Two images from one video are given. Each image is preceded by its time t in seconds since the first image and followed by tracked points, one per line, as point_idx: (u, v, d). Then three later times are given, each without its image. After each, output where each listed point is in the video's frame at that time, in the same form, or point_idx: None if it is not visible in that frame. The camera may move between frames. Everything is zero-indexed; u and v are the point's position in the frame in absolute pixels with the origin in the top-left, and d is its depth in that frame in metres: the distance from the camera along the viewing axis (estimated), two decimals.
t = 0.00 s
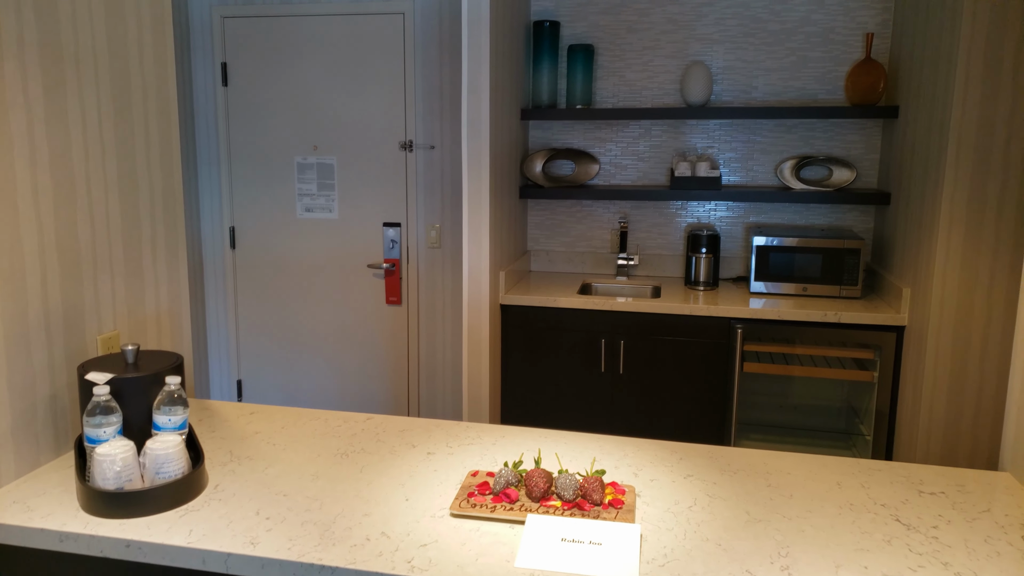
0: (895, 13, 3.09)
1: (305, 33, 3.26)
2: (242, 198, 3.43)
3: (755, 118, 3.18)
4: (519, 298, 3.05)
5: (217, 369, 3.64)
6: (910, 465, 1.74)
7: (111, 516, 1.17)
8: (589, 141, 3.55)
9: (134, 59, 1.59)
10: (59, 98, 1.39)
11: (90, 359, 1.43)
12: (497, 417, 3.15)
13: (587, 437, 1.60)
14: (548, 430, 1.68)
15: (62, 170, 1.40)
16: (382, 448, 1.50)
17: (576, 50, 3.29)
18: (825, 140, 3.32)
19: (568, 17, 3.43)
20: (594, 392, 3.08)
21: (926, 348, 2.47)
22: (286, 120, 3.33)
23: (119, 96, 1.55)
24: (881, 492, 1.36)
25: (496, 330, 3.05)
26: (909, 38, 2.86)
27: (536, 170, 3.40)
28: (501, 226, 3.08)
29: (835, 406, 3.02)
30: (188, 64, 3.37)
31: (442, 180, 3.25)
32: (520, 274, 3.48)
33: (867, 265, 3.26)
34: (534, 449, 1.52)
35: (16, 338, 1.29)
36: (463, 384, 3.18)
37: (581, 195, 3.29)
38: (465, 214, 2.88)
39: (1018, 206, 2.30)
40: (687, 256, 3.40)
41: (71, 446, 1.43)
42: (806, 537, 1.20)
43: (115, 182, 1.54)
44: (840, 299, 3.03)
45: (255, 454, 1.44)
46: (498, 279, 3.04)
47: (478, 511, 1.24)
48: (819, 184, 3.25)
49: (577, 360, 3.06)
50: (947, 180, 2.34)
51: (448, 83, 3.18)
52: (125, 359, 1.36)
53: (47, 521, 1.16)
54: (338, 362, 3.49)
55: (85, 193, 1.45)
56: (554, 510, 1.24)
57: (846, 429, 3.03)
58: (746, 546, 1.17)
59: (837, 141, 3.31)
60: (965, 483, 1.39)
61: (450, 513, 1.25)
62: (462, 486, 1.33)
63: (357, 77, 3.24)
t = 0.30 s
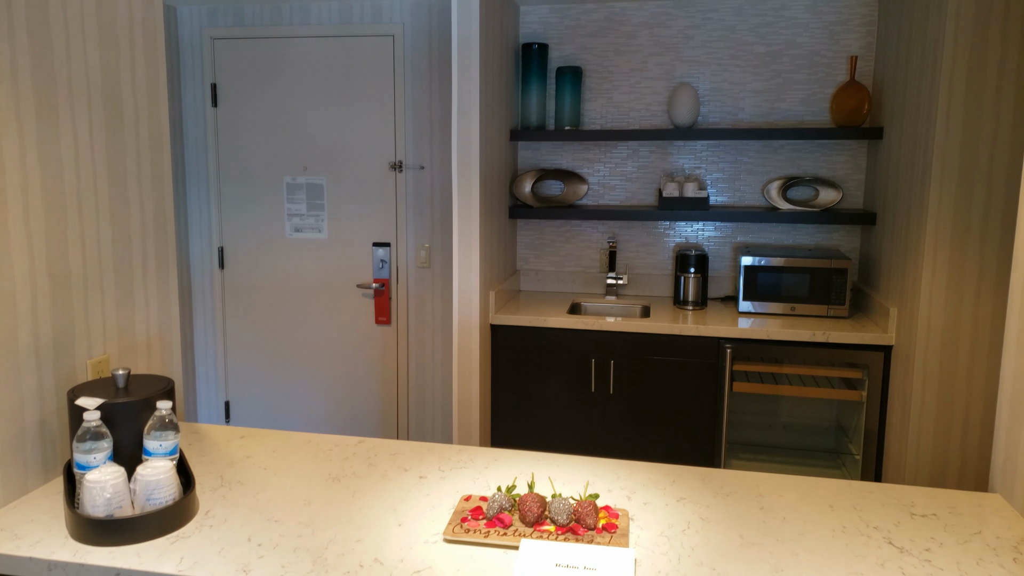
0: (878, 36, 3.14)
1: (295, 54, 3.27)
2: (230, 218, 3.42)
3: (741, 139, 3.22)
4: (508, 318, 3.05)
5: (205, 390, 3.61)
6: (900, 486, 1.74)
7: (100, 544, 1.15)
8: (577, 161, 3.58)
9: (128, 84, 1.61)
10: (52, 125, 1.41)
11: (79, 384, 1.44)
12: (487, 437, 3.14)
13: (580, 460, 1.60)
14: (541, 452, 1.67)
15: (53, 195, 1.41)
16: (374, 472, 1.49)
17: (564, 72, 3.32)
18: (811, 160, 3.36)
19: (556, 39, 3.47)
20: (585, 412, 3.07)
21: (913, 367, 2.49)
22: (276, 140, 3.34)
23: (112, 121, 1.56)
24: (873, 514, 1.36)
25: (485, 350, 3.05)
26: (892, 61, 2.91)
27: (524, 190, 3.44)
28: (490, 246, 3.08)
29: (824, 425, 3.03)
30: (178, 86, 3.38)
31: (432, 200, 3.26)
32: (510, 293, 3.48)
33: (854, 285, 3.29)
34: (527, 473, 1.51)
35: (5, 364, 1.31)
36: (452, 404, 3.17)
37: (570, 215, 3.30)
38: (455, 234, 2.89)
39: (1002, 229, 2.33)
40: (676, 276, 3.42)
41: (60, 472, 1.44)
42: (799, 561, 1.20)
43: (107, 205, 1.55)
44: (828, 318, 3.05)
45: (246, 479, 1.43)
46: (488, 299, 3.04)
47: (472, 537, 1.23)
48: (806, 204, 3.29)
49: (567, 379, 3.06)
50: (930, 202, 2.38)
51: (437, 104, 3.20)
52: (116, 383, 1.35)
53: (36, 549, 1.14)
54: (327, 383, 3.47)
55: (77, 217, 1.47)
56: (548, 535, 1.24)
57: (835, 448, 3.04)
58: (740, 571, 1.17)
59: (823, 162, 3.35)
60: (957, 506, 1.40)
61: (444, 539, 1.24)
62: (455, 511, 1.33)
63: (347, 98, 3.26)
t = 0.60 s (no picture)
0: (866, 58, 3.19)
1: (287, 75, 3.29)
2: (222, 238, 3.42)
3: (731, 160, 3.25)
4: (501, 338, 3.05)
5: (194, 411, 3.58)
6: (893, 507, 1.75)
7: (91, 572, 1.14)
8: (569, 182, 3.60)
9: (121, 106, 1.61)
10: (46, 148, 1.41)
11: (71, 409, 1.44)
12: (480, 458, 3.13)
13: (575, 483, 1.59)
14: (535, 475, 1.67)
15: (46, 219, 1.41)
16: (367, 497, 1.48)
17: (556, 94, 3.35)
18: (801, 181, 3.39)
19: (548, 61, 3.51)
20: (577, 433, 3.07)
21: (904, 387, 2.51)
22: (268, 161, 3.34)
23: (105, 144, 1.57)
24: (868, 537, 1.36)
25: (478, 371, 3.04)
26: (879, 84, 2.96)
27: (516, 211, 3.48)
28: (482, 266, 3.09)
29: (816, 445, 3.04)
30: (171, 107, 3.38)
31: (424, 220, 3.26)
32: (502, 313, 3.48)
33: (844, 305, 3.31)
34: (522, 497, 1.50)
35: None
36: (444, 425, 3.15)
37: (561, 235, 3.32)
38: (447, 255, 2.89)
39: (990, 250, 2.36)
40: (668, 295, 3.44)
41: (50, 498, 1.43)
42: None
43: (100, 228, 1.55)
44: (819, 338, 3.07)
45: (238, 504, 1.42)
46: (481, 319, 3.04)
47: (467, 562, 1.22)
48: (796, 225, 3.32)
49: (560, 400, 3.06)
50: (918, 224, 2.41)
51: (429, 125, 3.21)
52: (108, 408, 1.35)
53: None
54: (318, 404, 3.45)
55: (70, 240, 1.47)
56: (543, 560, 1.23)
57: (827, 467, 3.04)
58: None
59: (812, 182, 3.38)
60: (951, 528, 1.40)
61: (438, 565, 1.23)
62: (450, 535, 1.32)
63: (339, 119, 3.27)
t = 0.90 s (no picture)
0: (858, 76, 3.22)
1: (282, 92, 3.30)
2: (216, 254, 3.41)
3: (724, 176, 3.27)
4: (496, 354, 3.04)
5: (187, 428, 3.55)
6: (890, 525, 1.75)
7: None
8: (563, 198, 3.62)
9: (116, 124, 1.61)
10: (41, 167, 1.41)
11: (65, 429, 1.43)
12: (475, 475, 3.11)
13: (571, 502, 1.59)
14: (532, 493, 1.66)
15: (41, 237, 1.41)
16: (363, 516, 1.47)
17: (550, 110, 3.37)
18: (793, 197, 3.42)
19: (542, 78, 3.53)
20: (572, 449, 3.06)
21: (898, 404, 2.51)
22: (263, 177, 3.34)
23: (100, 162, 1.57)
24: (866, 556, 1.36)
25: (473, 387, 3.03)
26: (870, 102, 2.99)
27: (511, 226, 3.48)
28: (478, 282, 3.09)
29: (811, 461, 3.04)
30: (165, 123, 3.39)
31: (419, 236, 3.27)
32: (497, 329, 3.48)
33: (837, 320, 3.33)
34: (519, 517, 1.50)
35: None
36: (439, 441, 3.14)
37: (556, 251, 3.33)
38: (443, 271, 2.90)
39: (982, 266, 2.38)
40: (662, 311, 3.44)
41: (43, 519, 1.42)
42: None
43: (95, 246, 1.55)
44: (814, 353, 3.08)
45: (233, 524, 1.41)
46: (476, 335, 3.04)
47: None
48: (789, 240, 3.34)
49: (555, 416, 3.05)
50: (911, 241, 2.43)
51: (424, 142, 3.23)
52: (102, 429, 1.35)
53: None
54: (312, 421, 3.43)
55: (64, 258, 1.46)
56: None
57: (822, 483, 3.04)
58: None
59: (806, 199, 3.41)
60: (948, 546, 1.40)
61: None
62: (447, 556, 1.31)
63: (334, 136, 3.28)
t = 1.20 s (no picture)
0: (851, 88, 3.25)
1: (278, 104, 3.30)
2: (211, 265, 3.41)
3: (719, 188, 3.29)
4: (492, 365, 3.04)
5: (182, 441, 3.53)
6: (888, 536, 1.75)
7: None
8: (559, 209, 3.63)
9: (113, 136, 1.61)
10: (38, 179, 1.41)
11: (60, 442, 1.42)
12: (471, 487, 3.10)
13: (569, 514, 1.58)
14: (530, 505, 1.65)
15: (38, 250, 1.40)
16: (361, 529, 1.46)
17: (545, 122, 3.38)
18: (788, 209, 3.43)
19: (537, 90, 3.55)
20: (569, 461, 3.05)
21: (895, 415, 2.52)
22: (258, 188, 3.34)
23: (98, 175, 1.57)
24: (865, 568, 1.36)
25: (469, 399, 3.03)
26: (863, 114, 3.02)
27: (507, 238, 3.50)
28: (474, 293, 3.09)
29: (807, 471, 3.04)
30: (161, 135, 3.39)
31: (415, 247, 3.27)
32: (493, 340, 3.48)
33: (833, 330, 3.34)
34: (518, 530, 1.49)
35: None
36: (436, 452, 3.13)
37: (552, 262, 3.34)
38: (439, 282, 2.90)
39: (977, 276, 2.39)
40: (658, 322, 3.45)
41: (39, 534, 1.41)
42: None
43: (92, 259, 1.55)
44: (809, 364, 3.08)
45: (231, 537, 1.40)
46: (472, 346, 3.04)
47: None
48: (784, 252, 3.35)
49: (551, 428, 3.04)
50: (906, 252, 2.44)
51: (419, 154, 3.24)
52: (98, 442, 1.35)
53: None
54: (308, 432, 3.41)
55: (60, 271, 1.46)
56: None
57: (818, 493, 3.03)
58: None
59: (800, 210, 3.42)
60: (947, 557, 1.40)
61: None
62: (446, 570, 1.30)
63: (331, 147, 3.28)
